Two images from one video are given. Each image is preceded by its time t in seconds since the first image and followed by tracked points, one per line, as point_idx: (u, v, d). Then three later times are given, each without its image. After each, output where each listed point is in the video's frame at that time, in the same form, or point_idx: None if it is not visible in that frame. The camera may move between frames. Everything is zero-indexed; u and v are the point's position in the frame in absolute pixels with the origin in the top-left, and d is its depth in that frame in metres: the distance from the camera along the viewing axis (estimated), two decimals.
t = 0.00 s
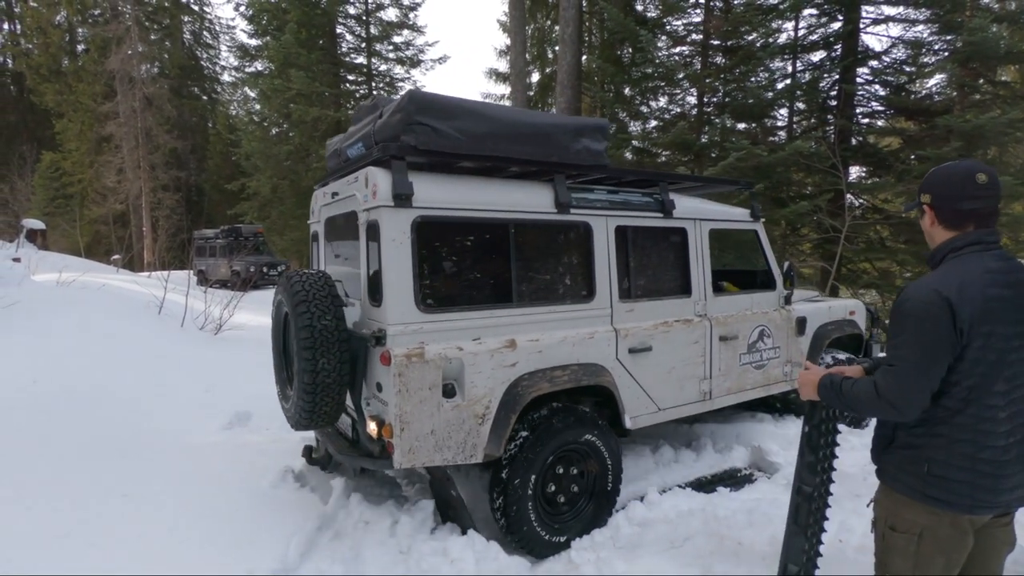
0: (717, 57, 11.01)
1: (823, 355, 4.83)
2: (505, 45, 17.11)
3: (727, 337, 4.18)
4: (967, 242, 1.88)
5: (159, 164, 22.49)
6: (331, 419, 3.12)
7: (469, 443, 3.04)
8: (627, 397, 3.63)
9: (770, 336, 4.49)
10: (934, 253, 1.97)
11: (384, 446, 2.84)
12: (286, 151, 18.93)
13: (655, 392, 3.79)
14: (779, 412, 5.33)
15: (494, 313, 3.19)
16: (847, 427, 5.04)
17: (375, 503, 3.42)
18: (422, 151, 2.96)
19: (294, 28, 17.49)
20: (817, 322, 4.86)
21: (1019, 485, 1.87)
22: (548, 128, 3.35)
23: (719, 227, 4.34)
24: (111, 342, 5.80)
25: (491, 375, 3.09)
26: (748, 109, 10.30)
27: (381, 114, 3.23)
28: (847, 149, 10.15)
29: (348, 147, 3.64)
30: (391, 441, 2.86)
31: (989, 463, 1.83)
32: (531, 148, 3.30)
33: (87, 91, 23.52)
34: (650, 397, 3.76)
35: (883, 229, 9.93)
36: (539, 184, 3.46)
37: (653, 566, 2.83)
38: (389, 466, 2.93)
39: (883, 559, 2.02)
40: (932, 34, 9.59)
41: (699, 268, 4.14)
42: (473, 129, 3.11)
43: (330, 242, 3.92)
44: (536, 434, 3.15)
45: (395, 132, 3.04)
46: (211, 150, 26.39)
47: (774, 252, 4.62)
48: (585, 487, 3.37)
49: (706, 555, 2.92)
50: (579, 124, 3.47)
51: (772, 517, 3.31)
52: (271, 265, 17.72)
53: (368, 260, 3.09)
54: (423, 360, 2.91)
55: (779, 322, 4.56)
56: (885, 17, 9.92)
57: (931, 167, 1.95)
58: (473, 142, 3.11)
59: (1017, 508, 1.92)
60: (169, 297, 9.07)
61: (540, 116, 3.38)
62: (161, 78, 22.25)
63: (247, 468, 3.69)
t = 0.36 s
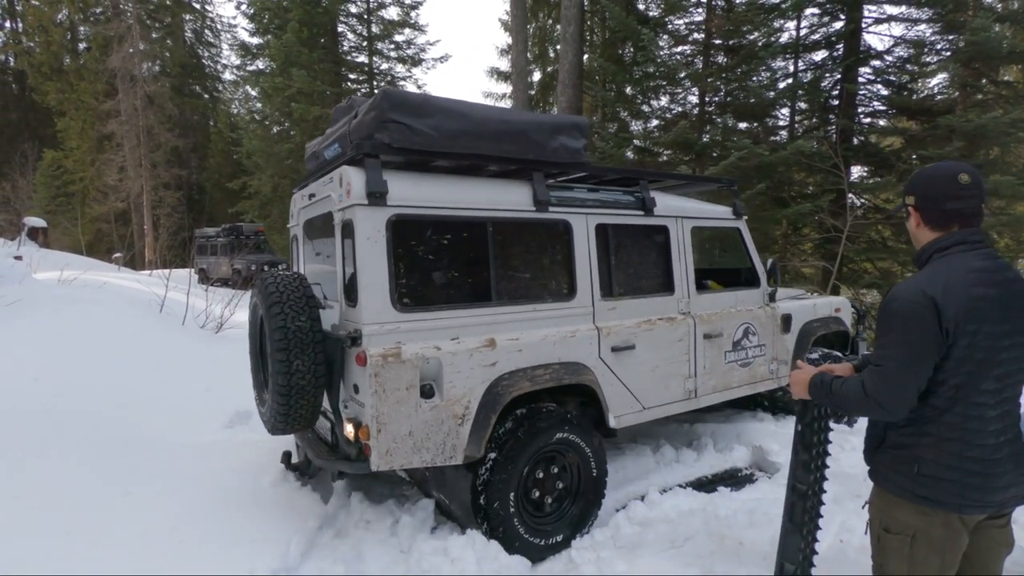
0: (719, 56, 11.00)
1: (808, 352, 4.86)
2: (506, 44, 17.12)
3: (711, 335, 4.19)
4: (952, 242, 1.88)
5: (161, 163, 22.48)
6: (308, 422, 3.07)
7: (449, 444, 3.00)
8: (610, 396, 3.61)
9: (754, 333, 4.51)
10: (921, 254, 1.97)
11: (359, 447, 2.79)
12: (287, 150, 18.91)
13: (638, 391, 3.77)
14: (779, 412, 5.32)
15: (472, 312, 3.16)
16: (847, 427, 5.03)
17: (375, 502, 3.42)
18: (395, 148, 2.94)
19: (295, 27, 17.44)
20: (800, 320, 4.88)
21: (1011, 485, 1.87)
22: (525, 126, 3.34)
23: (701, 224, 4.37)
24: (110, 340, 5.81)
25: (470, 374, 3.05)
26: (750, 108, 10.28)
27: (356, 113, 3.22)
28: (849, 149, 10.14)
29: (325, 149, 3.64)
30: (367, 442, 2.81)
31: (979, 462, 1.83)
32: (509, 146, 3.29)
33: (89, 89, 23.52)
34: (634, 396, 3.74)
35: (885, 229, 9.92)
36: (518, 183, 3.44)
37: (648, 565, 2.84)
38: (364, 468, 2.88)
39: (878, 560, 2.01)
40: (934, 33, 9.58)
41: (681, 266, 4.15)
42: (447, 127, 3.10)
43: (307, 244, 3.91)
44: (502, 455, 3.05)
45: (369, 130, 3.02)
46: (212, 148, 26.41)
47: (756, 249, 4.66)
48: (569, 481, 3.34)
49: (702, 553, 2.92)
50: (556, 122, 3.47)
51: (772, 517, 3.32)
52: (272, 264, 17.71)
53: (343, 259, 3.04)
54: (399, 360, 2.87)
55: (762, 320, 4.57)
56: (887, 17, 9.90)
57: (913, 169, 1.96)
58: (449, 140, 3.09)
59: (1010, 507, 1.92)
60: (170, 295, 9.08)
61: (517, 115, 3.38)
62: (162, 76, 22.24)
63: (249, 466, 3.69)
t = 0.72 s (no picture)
0: (722, 56, 10.99)
1: (791, 349, 4.90)
2: (509, 44, 17.12)
3: (695, 334, 4.19)
4: (953, 243, 1.89)
5: (165, 163, 22.52)
6: (281, 431, 2.98)
7: (428, 452, 2.92)
8: (593, 398, 3.57)
9: (737, 332, 4.52)
10: (923, 257, 1.97)
11: (335, 457, 2.70)
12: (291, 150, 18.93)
13: (621, 393, 3.75)
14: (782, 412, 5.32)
15: (449, 315, 3.09)
16: (850, 427, 5.03)
17: (379, 501, 3.43)
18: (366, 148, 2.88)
19: (299, 27, 17.43)
20: (783, 318, 4.91)
21: (1014, 487, 1.87)
22: (502, 124, 3.32)
23: (683, 223, 4.39)
24: (112, 339, 5.82)
25: (449, 381, 2.98)
26: (753, 109, 10.22)
27: (329, 113, 3.16)
28: (853, 149, 10.12)
29: (297, 150, 3.59)
30: (342, 452, 2.72)
31: (981, 465, 1.82)
32: (487, 145, 3.27)
33: (93, 89, 23.59)
34: (617, 397, 3.72)
35: (888, 230, 9.89)
36: (496, 182, 3.43)
37: (650, 566, 2.83)
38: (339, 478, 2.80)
39: (881, 562, 2.01)
40: (938, 34, 9.55)
41: (663, 265, 4.16)
42: (422, 127, 3.05)
43: (281, 246, 3.87)
44: (474, 490, 2.97)
45: (340, 131, 2.97)
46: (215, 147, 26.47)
47: (739, 247, 4.69)
48: (554, 475, 3.29)
49: (705, 554, 2.91)
50: (533, 120, 3.45)
51: (775, 517, 3.31)
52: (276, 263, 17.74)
53: (315, 263, 2.95)
54: (377, 366, 2.79)
55: (746, 319, 4.58)
56: (891, 16, 9.88)
57: (924, 168, 1.94)
58: (424, 139, 3.05)
59: (1014, 509, 1.91)
60: (172, 294, 9.09)
61: (495, 113, 3.35)
62: (166, 76, 22.28)
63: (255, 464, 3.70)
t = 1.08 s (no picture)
0: (730, 52, 10.85)
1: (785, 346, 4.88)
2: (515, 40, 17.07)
3: (686, 331, 4.18)
4: (971, 242, 1.88)
5: (172, 159, 22.61)
6: (267, 430, 2.97)
7: (417, 450, 2.92)
8: (584, 395, 3.57)
9: (729, 329, 4.50)
10: (938, 254, 1.97)
11: (323, 457, 2.69)
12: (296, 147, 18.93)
13: (612, 390, 3.74)
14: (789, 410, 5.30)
15: (436, 313, 3.09)
16: (858, 426, 5.00)
17: (386, 496, 3.44)
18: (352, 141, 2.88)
19: (305, 24, 17.40)
20: (776, 314, 4.90)
21: None
22: (489, 119, 3.32)
23: (675, 219, 4.38)
24: (119, 334, 5.86)
25: (437, 378, 2.98)
26: (760, 105, 10.08)
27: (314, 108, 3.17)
28: (861, 146, 10.06)
29: (282, 146, 3.60)
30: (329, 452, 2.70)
31: (996, 465, 1.81)
32: (475, 140, 3.26)
33: (101, 86, 23.71)
34: (608, 395, 3.71)
35: (896, 228, 9.82)
36: (485, 178, 3.42)
37: (657, 563, 2.83)
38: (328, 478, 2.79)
39: (891, 561, 2.01)
40: (949, 29, 9.46)
41: (655, 262, 4.15)
42: (407, 121, 3.06)
43: (267, 244, 3.87)
44: (464, 511, 2.95)
45: (326, 124, 2.98)
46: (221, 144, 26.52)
47: (729, 244, 4.69)
48: (542, 470, 3.28)
49: (711, 551, 2.91)
50: (522, 115, 3.46)
51: (782, 515, 3.30)
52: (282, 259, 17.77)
53: (300, 259, 2.94)
54: (364, 365, 2.78)
55: (738, 315, 4.57)
56: (901, 12, 9.79)
57: (949, 162, 1.92)
58: (410, 134, 3.05)
59: None
60: (180, 290, 9.15)
61: (481, 108, 3.36)
62: (173, 73, 22.35)
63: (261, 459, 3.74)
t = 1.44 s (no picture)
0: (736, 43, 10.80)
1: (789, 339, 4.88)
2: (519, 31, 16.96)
3: (691, 324, 4.18)
4: (983, 236, 1.87)
5: (175, 150, 22.60)
6: (272, 420, 2.99)
7: (421, 442, 2.93)
8: (588, 388, 3.58)
9: (734, 322, 4.50)
10: (950, 248, 1.96)
11: (328, 447, 2.71)
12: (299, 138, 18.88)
13: (616, 382, 3.75)
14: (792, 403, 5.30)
15: (441, 305, 3.10)
16: (861, 420, 5.01)
17: (389, 486, 3.47)
18: (359, 131, 2.88)
19: (308, 14, 17.29)
20: (780, 308, 4.90)
21: None
22: (496, 111, 3.31)
23: (681, 212, 4.37)
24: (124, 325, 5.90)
25: (442, 369, 2.99)
26: (765, 96, 10.09)
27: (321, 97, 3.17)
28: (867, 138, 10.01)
29: (287, 135, 3.60)
30: (334, 441, 2.72)
31: (1001, 461, 1.81)
32: (481, 132, 3.25)
33: (104, 77, 23.68)
34: (612, 387, 3.72)
35: (901, 220, 9.77)
36: (490, 170, 3.41)
37: (660, 554, 2.84)
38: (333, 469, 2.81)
39: (893, 555, 2.02)
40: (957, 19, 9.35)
41: (660, 255, 4.14)
42: (413, 111, 3.05)
43: (271, 234, 3.87)
44: (467, 498, 2.97)
45: (333, 113, 2.99)
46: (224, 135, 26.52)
47: (735, 236, 4.67)
48: (546, 462, 3.30)
49: (713, 543, 2.93)
50: (529, 106, 3.45)
51: (784, 507, 3.32)
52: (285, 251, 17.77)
53: (305, 249, 2.95)
54: (369, 357, 2.79)
55: (742, 308, 4.57)
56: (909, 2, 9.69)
57: (960, 154, 1.91)
58: (416, 125, 3.05)
59: None
60: (184, 281, 9.18)
61: (487, 100, 3.34)
62: (176, 64, 22.30)
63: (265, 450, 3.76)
